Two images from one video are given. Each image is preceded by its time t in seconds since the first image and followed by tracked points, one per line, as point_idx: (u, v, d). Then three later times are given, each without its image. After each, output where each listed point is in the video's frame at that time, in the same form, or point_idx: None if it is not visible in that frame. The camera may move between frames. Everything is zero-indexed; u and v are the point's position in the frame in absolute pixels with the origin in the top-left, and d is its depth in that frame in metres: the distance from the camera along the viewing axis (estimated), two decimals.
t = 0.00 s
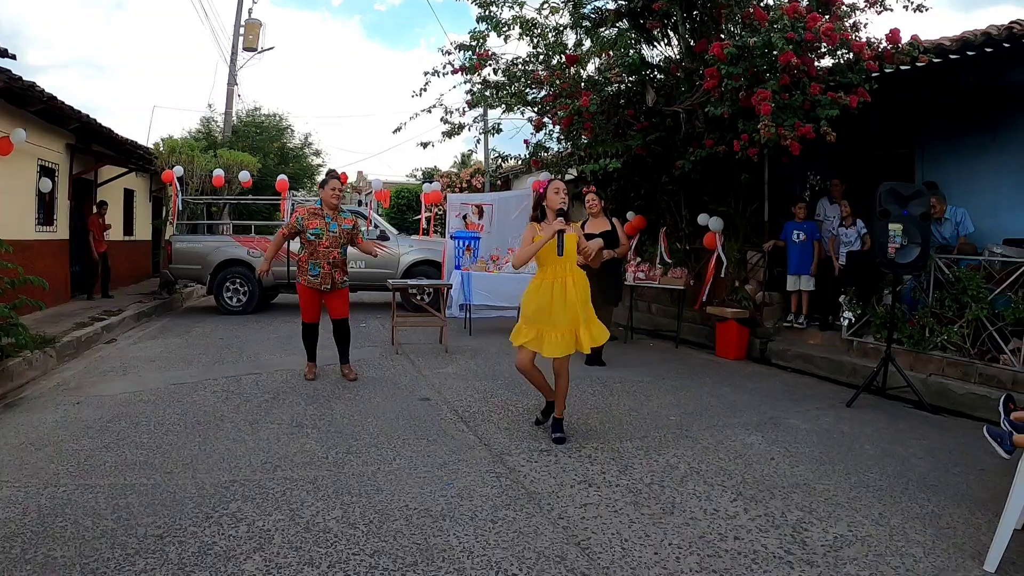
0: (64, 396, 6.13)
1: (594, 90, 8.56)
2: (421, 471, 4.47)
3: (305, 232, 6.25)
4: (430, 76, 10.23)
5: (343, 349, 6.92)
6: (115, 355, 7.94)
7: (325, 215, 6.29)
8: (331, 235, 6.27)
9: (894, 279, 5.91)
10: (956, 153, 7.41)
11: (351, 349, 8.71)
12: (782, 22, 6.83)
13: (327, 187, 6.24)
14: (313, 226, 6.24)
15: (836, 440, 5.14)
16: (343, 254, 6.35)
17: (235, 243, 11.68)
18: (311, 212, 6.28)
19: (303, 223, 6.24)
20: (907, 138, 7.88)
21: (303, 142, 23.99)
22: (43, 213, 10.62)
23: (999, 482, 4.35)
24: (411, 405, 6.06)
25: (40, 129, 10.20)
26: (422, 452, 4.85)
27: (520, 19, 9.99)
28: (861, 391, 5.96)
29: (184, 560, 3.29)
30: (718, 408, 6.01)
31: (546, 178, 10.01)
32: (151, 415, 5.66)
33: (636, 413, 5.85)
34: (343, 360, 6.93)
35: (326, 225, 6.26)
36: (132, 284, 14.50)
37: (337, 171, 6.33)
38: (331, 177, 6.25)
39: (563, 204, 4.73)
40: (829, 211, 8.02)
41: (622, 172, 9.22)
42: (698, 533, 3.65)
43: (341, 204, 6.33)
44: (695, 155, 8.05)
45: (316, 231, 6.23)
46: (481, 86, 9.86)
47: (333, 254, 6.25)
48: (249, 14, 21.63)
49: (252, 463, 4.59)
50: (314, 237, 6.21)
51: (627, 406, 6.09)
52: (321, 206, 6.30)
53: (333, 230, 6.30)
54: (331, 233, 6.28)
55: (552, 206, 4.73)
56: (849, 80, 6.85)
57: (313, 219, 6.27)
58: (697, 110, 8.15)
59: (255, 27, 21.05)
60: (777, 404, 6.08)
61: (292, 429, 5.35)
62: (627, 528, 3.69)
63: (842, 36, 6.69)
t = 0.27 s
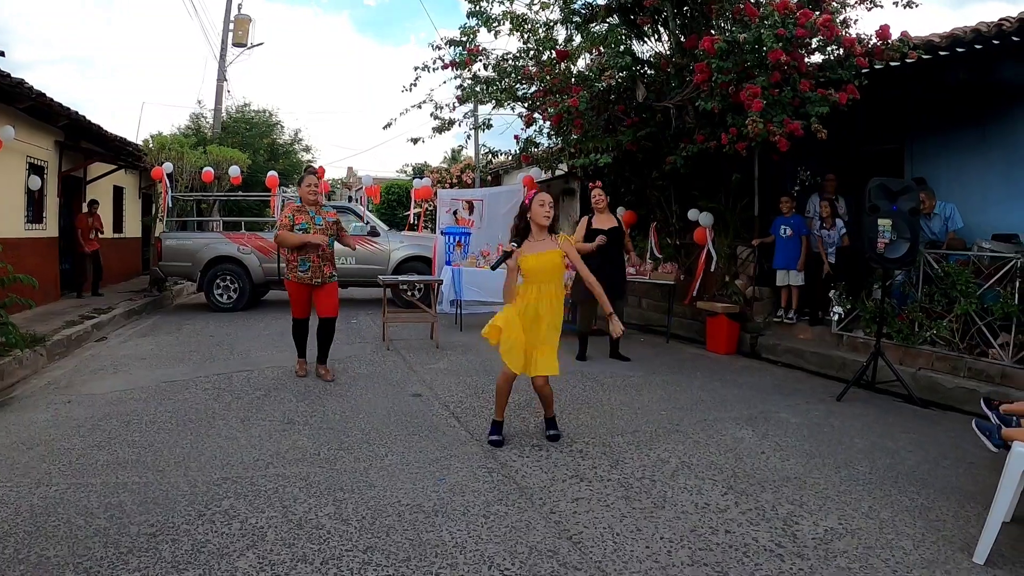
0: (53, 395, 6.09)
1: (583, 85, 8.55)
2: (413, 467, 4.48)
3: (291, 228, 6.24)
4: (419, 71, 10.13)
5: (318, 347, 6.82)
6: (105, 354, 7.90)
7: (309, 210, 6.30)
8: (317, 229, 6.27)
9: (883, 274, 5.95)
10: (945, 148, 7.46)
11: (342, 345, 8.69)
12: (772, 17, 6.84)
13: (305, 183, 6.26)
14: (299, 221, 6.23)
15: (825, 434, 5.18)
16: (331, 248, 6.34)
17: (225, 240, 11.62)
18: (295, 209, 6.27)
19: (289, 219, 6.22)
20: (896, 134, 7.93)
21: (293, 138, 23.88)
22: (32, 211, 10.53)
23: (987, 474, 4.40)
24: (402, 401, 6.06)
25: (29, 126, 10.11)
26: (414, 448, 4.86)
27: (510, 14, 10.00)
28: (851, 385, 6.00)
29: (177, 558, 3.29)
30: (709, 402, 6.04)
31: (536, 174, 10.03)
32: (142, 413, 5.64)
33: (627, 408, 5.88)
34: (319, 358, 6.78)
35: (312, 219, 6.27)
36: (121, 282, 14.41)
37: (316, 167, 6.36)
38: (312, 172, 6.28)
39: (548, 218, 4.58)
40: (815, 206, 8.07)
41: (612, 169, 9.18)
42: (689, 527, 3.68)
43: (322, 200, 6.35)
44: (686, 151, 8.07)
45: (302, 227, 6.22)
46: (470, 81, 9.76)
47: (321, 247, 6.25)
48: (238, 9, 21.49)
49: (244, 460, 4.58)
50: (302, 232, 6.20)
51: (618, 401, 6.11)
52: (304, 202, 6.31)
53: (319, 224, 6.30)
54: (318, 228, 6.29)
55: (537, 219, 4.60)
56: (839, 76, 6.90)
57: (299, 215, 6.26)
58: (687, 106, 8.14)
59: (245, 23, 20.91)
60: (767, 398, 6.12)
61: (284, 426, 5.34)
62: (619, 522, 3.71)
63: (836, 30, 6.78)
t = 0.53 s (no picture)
0: (46, 394, 6.07)
1: (576, 82, 8.62)
2: (407, 465, 4.48)
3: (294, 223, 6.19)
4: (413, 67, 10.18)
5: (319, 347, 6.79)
6: (97, 352, 7.86)
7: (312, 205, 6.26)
8: (321, 224, 6.24)
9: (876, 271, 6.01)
10: (938, 146, 7.50)
11: (335, 343, 8.67)
12: (766, 15, 6.82)
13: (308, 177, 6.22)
14: (303, 215, 6.20)
15: (818, 430, 5.20)
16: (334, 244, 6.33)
17: (218, 237, 11.58)
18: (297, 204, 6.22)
19: (294, 214, 6.17)
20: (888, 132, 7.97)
21: (286, 134, 23.79)
22: (25, 210, 10.47)
23: (978, 469, 4.44)
24: (396, 399, 6.05)
25: (20, 124, 10.05)
26: (408, 445, 4.86)
27: (503, 11, 9.97)
28: (844, 381, 6.03)
29: (172, 557, 3.28)
30: (702, 399, 6.06)
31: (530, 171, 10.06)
32: (135, 411, 5.62)
33: (621, 404, 5.89)
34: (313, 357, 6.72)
35: (316, 214, 6.24)
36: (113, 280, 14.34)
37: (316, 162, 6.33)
38: (315, 167, 6.25)
39: (537, 230, 4.55)
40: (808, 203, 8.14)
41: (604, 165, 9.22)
42: (683, 522, 3.69)
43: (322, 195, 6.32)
44: (680, 148, 8.08)
45: (306, 221, 6.18)
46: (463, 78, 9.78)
47: (326, 242, 6.23)
48: (231, 6, 21.38)
49: (238, 458, 4.57)
50: (307, 226, 6.16)
51: (612, 397, 6.12)
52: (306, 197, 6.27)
53: (322, 219, 6.27)
54: (322, 223, 6.26)
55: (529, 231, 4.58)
56: (833, 75, 6.91)
57: (302, 209, 6.22)
58: (681, 103, 8.19)
59: (237, 19, 20.81)
60: (761, 395, 6.15)
61: (277, 424, 5.33)
62: (612, 519, 3.73)
63: (826, 28, 6.72)
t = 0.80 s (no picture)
0: (40, 394, 6.04)
1: (571, 80, 8.57)
2: (402, 463, 4.48)
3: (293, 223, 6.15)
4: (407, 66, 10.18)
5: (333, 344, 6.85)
6: (91, 352, 7.83)
7: (311, 206, 6.23)
8: (319, 225, 6.22)
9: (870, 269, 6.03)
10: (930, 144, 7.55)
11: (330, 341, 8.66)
12: (760, 13, 6.86)
13: (306, 177, 6.19)
14: (302, 216, 6.15)
15: (812, 427, 5.23)
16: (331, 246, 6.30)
17: (212, 236, 11.55)
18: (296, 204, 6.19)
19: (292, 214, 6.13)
20: (882, 130, 8.01)
21: (280, 133, 23.73)
22: (18, 209, 10.41)
23: (971, 466, 4.47)
24: (390, 397, 6.05)
25: (13, 123, 10.00)
26: (403, 443, 4.86)
27: (498, 10, 9.97)
28: (838, 378, 6.06)
29: (167, 556, 3.28)
30: (697, 396, 6.08)
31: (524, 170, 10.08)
32: (130, 411, 5.60)
33: (615, 402, 5.91)
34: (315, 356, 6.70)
35: (315, 215, 6.21)
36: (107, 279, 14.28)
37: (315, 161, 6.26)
38: (313, 166, 6.21)
39: (522, 202, 4.52)
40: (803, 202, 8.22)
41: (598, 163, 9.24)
42: (678, 519, 3.71)
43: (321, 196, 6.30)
44: (673, 146, 8.10)
45: (305, 223, 6.15)
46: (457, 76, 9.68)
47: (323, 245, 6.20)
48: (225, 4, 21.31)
49: (233, 457, 4.57)
50: (305, 227, 6.12)
51: (606, 395, 6.14)
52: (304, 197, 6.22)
53: (321, 221, 6.25)
54: (320, 224, 6.24)
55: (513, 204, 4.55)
56: (826, 72, 6.94)
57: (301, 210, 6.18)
58: (675, 101, 8.25)
59: (231, 18, 20.74)
60: (754, 392, 6.18)
61: (272, 422, 5.32)
62: (607, 516, 3.74)
63: (822, 25, 6.81)
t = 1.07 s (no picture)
0: (35, 396, 6.02)
1: (565, 81, 8.56)
2: (398, 463, 4.48)
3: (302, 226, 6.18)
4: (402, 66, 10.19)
5: (332, 345, 6.84)
6: (86, 353, 7.80)
7: (320, 209, 6.25)
8: (329, 227, 6.23)
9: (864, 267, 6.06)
10: (924, 143, 7.59)
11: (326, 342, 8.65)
12: (754, 13, 6.87)
13: (313, 180, 6.21)
14: (311, 219, 6.18)
15: (807, 425, 5.25)
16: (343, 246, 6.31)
17: (207, 237, 11.52)
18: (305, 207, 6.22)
19: (301, 217, 6.17)
20: (875, 130, 8.05)
21: (275, 134, 23.69)
22: (12, 210, 10.37)
23: (965, 464, 4.49)
24: (386, 397, 6.05)
25: (7, 124, 9.95)
26: (399, 443, 4.86)
27: (492, 10, 9.98)
28: (833, 377, 6.08)
29: (164, 557, 3.28)
30: (692, 395, 6.10)
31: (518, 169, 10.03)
32: (125, 412, 5.59)
33: (611, 401, 5.92)
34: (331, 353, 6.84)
35: (323, 217, 6.23)
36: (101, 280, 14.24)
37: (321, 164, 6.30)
38: (320, 170, 6.23)
39: (504, 199, 4.56)
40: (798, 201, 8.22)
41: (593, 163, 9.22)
42: (674, 518, 3.72)
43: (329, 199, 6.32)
44: (668, 146, 8.12)
45: (314, 225, 6.17)
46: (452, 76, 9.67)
47: (334, 245, 6.21)
48: (219, 4, 21.26)
49: (228, 458, 4.56)
50: (315, 230, 6.15)
51: (602, 395, 6.15)
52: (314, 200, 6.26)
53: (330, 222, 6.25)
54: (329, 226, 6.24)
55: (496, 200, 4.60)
56: (820, 72, 6.96)
57: (310, 213, 6.21)
58: (669, 101, 8.29)
59: (226, 18, 20.69)
60: (749, 391, 6.20)
61: (268, 423, 5.32)
62: (602, 515, 3.75)
63: (815, 25, 6.84)
